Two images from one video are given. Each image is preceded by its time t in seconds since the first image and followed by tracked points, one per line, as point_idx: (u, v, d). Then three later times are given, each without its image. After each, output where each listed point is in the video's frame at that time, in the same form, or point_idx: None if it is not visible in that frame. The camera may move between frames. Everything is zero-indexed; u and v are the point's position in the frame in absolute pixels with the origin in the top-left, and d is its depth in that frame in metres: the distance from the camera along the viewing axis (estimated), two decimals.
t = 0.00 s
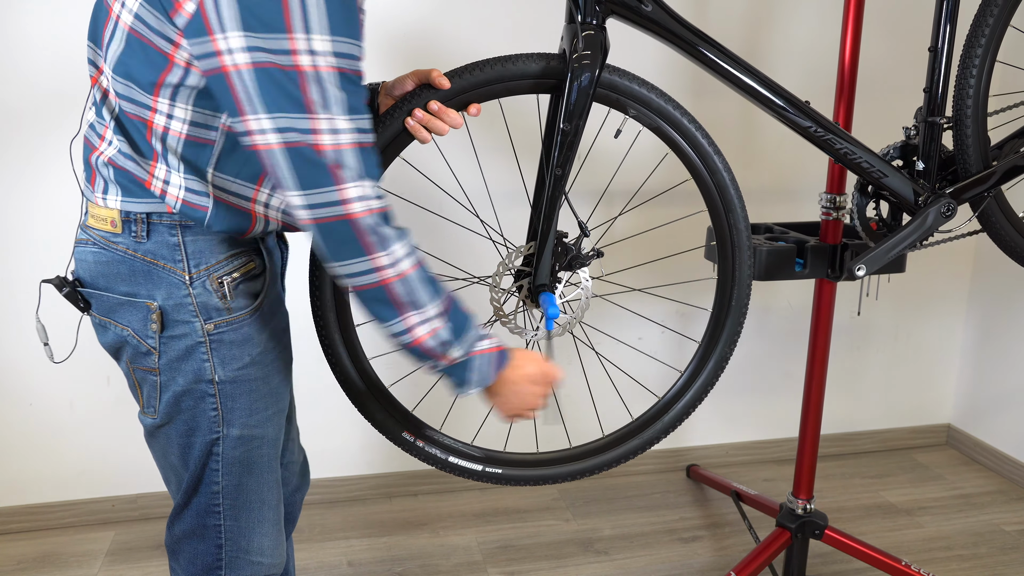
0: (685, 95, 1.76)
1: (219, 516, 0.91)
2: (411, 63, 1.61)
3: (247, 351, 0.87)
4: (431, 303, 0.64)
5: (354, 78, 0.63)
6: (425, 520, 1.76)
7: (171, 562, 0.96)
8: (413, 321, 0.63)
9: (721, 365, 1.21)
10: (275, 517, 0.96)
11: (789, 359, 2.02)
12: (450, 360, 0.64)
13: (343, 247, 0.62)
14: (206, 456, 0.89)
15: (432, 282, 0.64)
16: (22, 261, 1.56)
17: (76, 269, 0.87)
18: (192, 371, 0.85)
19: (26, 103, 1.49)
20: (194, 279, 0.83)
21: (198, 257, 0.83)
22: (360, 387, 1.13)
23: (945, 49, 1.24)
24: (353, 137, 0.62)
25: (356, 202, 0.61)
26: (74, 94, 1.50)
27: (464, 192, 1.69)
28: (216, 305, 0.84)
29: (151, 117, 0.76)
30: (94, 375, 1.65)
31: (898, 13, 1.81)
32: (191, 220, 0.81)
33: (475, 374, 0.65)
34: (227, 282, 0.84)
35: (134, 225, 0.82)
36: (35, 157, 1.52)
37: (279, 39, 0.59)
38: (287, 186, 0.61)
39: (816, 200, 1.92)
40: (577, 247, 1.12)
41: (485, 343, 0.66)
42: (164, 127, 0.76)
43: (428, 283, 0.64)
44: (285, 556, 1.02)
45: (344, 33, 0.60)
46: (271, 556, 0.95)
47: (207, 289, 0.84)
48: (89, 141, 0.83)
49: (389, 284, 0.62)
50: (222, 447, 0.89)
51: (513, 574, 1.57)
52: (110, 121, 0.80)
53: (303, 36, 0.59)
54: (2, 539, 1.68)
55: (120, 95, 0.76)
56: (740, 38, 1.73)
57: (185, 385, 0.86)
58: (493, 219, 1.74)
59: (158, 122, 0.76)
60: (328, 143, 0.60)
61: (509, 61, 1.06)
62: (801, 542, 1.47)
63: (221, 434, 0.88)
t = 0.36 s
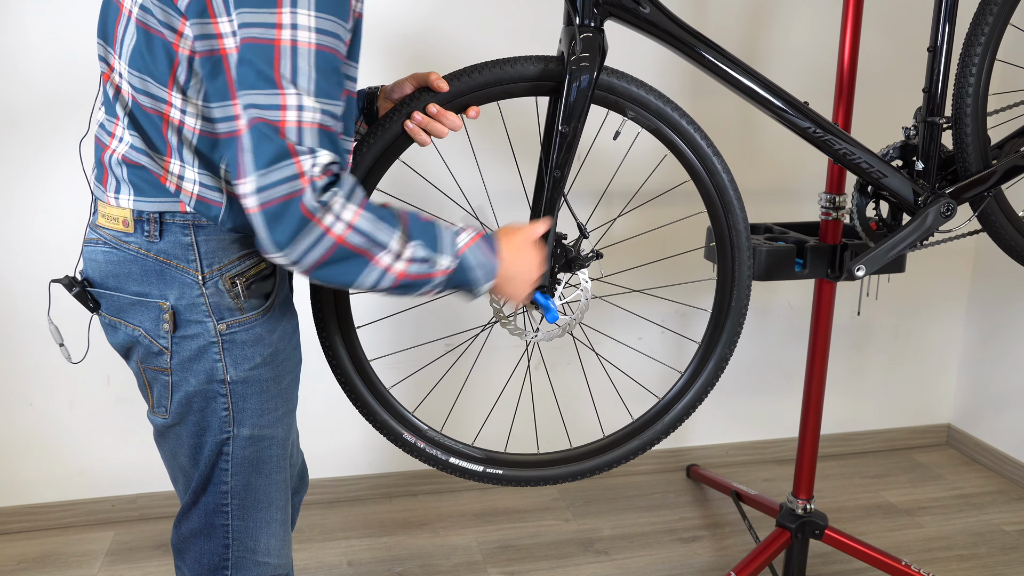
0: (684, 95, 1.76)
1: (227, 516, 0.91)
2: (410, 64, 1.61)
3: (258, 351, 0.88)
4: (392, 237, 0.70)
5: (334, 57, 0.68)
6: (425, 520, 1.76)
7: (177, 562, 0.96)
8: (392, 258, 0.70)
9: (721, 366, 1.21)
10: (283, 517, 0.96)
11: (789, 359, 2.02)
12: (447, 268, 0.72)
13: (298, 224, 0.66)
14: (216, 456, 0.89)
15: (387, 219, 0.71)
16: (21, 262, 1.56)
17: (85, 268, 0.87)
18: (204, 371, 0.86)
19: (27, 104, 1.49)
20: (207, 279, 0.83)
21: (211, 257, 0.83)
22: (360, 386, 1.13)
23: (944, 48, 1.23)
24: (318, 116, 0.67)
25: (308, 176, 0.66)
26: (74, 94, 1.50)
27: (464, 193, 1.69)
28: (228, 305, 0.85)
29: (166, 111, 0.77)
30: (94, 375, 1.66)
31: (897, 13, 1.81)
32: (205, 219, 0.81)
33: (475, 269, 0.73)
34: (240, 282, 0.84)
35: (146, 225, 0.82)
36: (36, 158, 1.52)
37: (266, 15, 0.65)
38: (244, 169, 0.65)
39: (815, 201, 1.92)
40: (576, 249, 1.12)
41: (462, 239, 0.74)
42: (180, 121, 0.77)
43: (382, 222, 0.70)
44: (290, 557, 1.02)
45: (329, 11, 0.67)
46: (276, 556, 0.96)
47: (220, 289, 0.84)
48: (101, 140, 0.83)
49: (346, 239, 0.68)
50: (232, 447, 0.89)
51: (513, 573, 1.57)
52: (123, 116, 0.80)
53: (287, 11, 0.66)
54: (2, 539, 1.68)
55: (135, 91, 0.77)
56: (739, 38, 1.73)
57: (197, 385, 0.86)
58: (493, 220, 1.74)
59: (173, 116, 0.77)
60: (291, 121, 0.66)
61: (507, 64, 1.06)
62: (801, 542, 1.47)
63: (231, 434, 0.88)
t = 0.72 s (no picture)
0: (684, 95, 1.76)
1: (223, 516, 0.91)
2: (410, 63, 1.61)
3: (255, 352, 0.87)
4: (429, 276, 0.76)
5: (348, 66, 0.70)
6: (425, 520, 1.76)
7: (173, 561, 0.96)
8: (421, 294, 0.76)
9: (721, 369, 1.21)
10: (280, 519, 0.96)
11: (789, 359, 2.02)
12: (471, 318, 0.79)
13: (336, 238, 0.71)
14: (212, 457, 0.89)
15: (427, 254, 0.76)
16: (21, 262, 1.56)
17: (83, 268, 0.87)
18: (199, 373, 0.85)
19: (27, 104, 1.49)
20: (203, 280, 0.83)
21: (208, 258, 0.83)
22: (360, 387, 1.13)
23: (945, 48, 1.23)
24: (344, 124, 0.69)
25: (343, 191, 0.69)
26: (74, 94, 1.50)
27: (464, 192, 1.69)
28: (225, 306, 0.85)
29: (161, 114, 0.77)
30: (94, 375, 1.65)
31: (897, 12, 1.81)
32: (201, 221, 0.81)
33: (499, 326, 0.80)
34: (236, 283, 0.84)
35: (142, 225, 0.82)
36: (36, 158, 1.52)
37: (275, 28, 0.65)
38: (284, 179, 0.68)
39: (815, 200, 1.92)
40: (577, 249, 1.12)
41: (497, 296, 0.80)
42: (175, 124, 0.77)
43: (421, 260, 0.75)
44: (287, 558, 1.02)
45: (340, 22, 0.68)
46: (273, 557, 0.96)
47: (217, 290, 0.84)
48: (97, 141, 0.83)
49: (383, 267, 0.73)
50: (228, 448, 0.89)
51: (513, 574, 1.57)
52: (119, 118, 0.80)
53: (298, 24, 0.66)
54: (2, 539, 1.68)
55: (129, 93, 0.77)
56: (739, 38, 1.73)
57: (193, 386, 0.86)
58: (493, 220, 1.74)
59: (168, 120, 0.77)
60: (321, 133, 0.68)
61: (510, 64, 1.06)
62: (801, 542, 1.47)
63: (227, 436, 0.88)
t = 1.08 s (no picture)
0: (685, 96, 1.76)
1: (228, 516, 0.91)
2: (410, 63, 1.61)
3: (264, 353, 0.87)
4: (404, 272, 0.77)
5: (343, 63, 0.70)
6: (425, 520, 1.76)
7: (177, 561, 0.96)
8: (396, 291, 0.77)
9: (721, 369, 1.21)
10: (285, 519, 0.96)
11: (789, 359, 2.02)
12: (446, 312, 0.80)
13: (309, 240, 0.71)
14: (220, 457, 0.89)
15: (400, 251, 0.77)
16: (21, 262, 1.56)
17: (90, 270, 0.87)
18: (209, 373, 0.85)
19: (28, 104, 1.49)
20: (213, 280, 0.83)
21: (218, 258, 0.83)
22: (360, 387, 1.13)
23: (945, 48, 1.23)
24: (325, 127, 0.69)
25: (320, 195, 0.69)
26: (74, 94, 1.50)
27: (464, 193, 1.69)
28: (235, 306, 0.85)
29: (167, 113, 0.77)
30: (94, 375, 1.65)
31: (898, 12, 1.81)
32: (211, 220, 0.82)
33: (472, 319, 0.82)
34: (246, 284, 0.84)
35: (153, 227, 0.82)
36: (37, 159, 1.52)
37: (270, 24, 0.66)
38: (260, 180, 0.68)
39: (816, 201, 1.92)
40: (577, 250, 1.12)
41: (469, 289, 0.81)
42: (181, 123, 0.77)
43: (395, 257, 0.76)
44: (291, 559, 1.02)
45: (336, 17, 0.68)
46: (277, 557, 0.96)
47: (227, 290, 0.84)
48: (102, 142, 0.83)
49: (358, 265, 0.74)
50: (236, 448, 0.89)
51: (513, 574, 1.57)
52: (125, 118, 0.80)
53: (293, 19, 0.66)
54: (2, 539, 1.68)
55: (135, 93, 0.76)
56: (739, 39, 1.73)
57: (203, 386, 0.86)
58: (493, 220, 1.74)
59: (175, 119, 0.77)
60: (300, 135, 0.68)
61: (510, 65, 1.06)
62: (801, 542, 1.47)
63: (235, 436, 0.88)
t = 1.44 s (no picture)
0: (685, 96, 1.76)
1: (227, 517, 0.91)
2: (410, 64, 1.61)
3: (263, 353, 0.87)
4: (434, 268, 0.76)
5: (347, 58, 0.69)
6: (425, 520, 1.76)
7: (176, 562, 0.96)
8: (426, 288, 0.76)
9: (721, 368, 1.21)
10: (284, 519, 0.96)
11: (789, 358, 2.02)
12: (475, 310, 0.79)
13: (338, 234, 0.71)
14: (219, 458, 0.89)
15: (431, 248, 0.76)
16: (20, 262, 1.56)
17: (89, 271, 0.87)
18: (208, 374, 0.85)
19: (27, 105, 1.49)
20: (212, 281, 0.83)
21: (217, 259, 0.83)
22: (361, 387, 1.13)
23: (945, 49, 1.23)
24: (341, 120, 0.69)
25: (345, 188, 0.69)
26: (74, 95, 1.50)
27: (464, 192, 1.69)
28: (233, 307, 0.84)
29: (165, 114, 0.77)
30: (94, 376, 1.65)
31: (898, 13, 1.81)
32: (210, 221, 0.81)
33: (503, 316, 0.81)
34: (245, 284, 0.84)
35: (151, 227, 0.82)
36: (37, 158, 1.52)
37: (274, 22, 0.65)
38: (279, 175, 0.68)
39: (816, 201, 1.92)
40: (577, 249, 1.12)
41: (500, 287, 0.81)
42: (179, 124, 0.77)
43: (426, 252, 0.75)
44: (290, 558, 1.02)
45: (339, 14, 0.68)
46: (277, 557, 0.96)
47: (226, 291, 0.84)
48: (100, 143, 0.83)
49: (388, 261, 0.74)
50: (235, 448, 0.89)
51: (513, 574, 1.57)
52: (122, 119, 0.80)
53: (296, 16, 0.66)
54: (2, 539, 1.68)
55: (132, 94, 0.76)
56: (740, 39, 1.73)
57: (202, 387, 0.86)
58: (494, 220, 1.74)
59: (172, 120, 0.77)
60: (316, 130, 0.68)
61: (510, 64, 1.06)
62: (801, 542, 1.47)
63: (234, 436, 0.88)
